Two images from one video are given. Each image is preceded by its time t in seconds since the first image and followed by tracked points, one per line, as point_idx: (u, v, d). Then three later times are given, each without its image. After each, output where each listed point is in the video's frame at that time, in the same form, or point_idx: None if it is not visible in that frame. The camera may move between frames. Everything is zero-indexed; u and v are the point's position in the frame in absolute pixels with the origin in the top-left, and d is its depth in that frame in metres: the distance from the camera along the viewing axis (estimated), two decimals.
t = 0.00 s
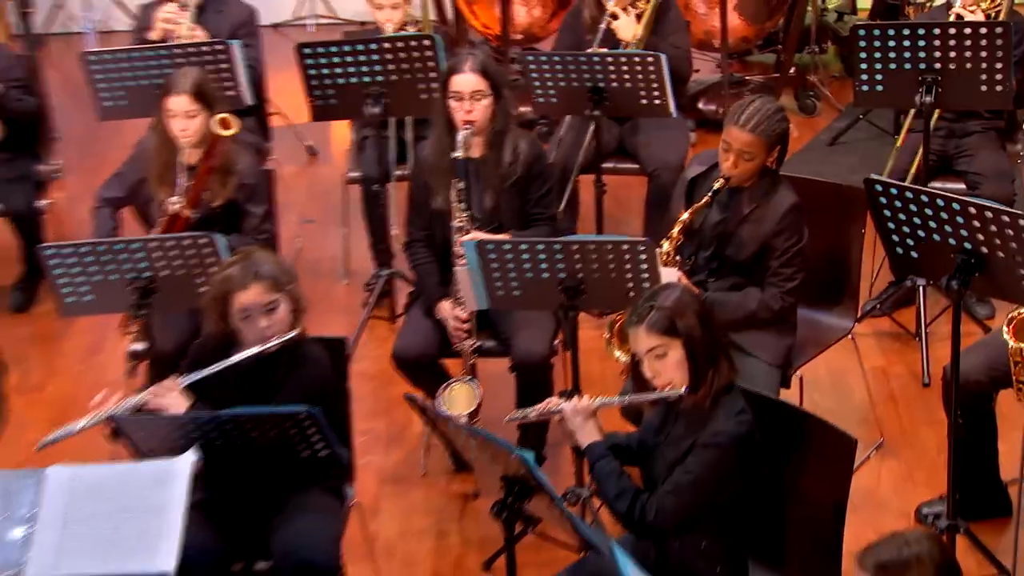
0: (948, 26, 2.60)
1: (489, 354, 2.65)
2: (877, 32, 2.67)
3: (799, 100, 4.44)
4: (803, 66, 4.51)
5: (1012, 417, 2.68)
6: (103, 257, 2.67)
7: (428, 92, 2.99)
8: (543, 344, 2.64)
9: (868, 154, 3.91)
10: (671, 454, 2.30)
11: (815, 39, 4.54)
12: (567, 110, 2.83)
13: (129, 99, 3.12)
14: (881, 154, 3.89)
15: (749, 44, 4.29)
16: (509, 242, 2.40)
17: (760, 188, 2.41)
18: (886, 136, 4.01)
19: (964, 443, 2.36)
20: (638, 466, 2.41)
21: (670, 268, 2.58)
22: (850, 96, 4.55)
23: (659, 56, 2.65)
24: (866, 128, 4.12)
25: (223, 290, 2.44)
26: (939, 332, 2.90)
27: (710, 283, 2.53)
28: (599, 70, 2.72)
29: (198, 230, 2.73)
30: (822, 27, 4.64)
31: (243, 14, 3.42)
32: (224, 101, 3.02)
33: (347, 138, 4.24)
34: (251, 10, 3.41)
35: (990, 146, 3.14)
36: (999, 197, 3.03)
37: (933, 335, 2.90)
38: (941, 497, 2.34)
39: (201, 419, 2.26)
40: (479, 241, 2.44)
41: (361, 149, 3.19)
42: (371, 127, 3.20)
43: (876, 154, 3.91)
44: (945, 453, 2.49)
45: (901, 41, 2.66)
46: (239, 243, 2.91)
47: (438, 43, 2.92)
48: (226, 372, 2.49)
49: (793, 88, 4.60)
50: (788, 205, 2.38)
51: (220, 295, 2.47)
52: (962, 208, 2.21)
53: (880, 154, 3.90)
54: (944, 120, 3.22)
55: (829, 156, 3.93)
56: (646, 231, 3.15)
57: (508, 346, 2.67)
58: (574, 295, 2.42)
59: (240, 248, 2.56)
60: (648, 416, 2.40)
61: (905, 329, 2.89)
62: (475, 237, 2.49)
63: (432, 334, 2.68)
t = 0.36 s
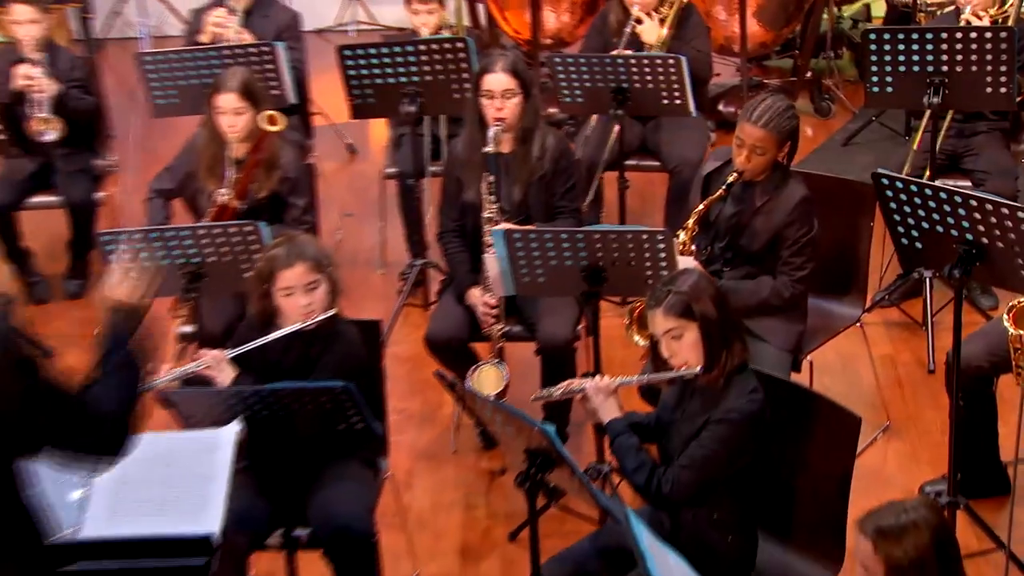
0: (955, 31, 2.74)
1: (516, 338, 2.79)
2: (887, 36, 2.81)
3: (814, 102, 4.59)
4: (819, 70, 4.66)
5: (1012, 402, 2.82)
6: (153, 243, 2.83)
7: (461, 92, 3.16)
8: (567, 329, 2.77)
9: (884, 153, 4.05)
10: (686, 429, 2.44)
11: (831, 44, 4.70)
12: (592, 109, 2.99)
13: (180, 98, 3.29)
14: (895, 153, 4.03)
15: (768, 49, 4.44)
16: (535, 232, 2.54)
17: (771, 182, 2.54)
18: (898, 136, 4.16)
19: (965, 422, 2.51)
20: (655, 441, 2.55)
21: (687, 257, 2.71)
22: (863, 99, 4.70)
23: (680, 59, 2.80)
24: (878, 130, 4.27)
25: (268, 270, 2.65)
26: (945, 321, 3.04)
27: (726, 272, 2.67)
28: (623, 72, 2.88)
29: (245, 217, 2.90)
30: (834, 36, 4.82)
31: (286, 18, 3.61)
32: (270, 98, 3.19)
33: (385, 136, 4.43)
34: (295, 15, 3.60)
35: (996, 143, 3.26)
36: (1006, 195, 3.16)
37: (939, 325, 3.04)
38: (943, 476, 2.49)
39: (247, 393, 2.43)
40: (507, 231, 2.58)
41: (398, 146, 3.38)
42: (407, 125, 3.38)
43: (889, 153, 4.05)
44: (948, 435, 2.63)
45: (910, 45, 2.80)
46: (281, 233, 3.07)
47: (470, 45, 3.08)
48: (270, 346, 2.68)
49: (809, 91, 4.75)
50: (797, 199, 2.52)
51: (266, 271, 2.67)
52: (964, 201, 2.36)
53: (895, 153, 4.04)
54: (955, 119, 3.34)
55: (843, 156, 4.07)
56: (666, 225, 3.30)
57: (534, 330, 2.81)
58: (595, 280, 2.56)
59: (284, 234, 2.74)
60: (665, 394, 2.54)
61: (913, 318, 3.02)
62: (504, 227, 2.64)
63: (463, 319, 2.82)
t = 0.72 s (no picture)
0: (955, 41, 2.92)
1: (541, 326, 2.95)
2: (894, 45, 2.99)
3: (825, 109, 4.80)
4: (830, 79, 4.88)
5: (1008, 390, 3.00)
6: (202, 232, 2.97)
7: (492, 96, 3.34)
8: (588, 318, 2.93)
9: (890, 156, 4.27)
10: (697, 408, 2.61)
11: (843, 56, 4.93)
12: (615, 113, 3.16)
13: (230, 100, 3.52)
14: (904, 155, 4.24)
15: (782, 59, 4.68)
16: (560, 226, 2.70)
17: (782, 180, 2.72)
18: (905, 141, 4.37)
19: (962, 405, 2.70)
20: (666, 423, 2.72)
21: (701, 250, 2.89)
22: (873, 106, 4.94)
23: (697, 65, 2.98)
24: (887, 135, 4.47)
25: (309, 258, 2.79)
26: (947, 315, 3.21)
27: (738, 264, 2.85)
28: (644, 78, 3.06)
29: (290, 210, 3.05)
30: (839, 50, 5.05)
31: (329, 27, 3.83)
32: (314, 101, 3.38)
33: (420, 140, 4.66)
34: (337, 23, 3.82)
35: (992, 143, 3.40)
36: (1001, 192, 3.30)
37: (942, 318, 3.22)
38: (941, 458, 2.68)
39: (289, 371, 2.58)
40: (533, 225, 2.75)
41: (432, 147, 3.59)
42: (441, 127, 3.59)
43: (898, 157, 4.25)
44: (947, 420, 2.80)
45: (916, 53, 2.98)
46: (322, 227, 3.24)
47: (501, 52, 3.25)
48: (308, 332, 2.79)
49: (821, 98, 4.98)
50: (805, 197, 2.68)
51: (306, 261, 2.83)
52: (961, 199, 2.54)
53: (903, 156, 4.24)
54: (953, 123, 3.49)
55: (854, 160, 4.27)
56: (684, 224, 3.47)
57: (558, 319, 2.97)
58: (615, 271, 2.73)
59: (325, 222, 2.91)
60: (679, 376, 2.72)
61: (918, 312, 3.19)
62: (530, 221, 2.79)
63: (491, 308, 2.98)
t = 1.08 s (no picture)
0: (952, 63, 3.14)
1: (562, 326, 3.15)
2: (895, 67, 3.20)
3: (833, 129, 5.12)
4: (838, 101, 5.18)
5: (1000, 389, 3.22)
6: (251, 236, 3.17)
7: (518, 114, 3.56)
8: (607, 319, 3.12)
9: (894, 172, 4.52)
10: (706, 402, 2.81)
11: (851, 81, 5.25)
12: (634, 130, 3.37)
13: (276, 117, 3.76)
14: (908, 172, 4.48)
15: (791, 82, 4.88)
16: (578, 232, 2.90)
17: (783, 190, 2.95)
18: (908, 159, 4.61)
19: (955, 403, 2.92)
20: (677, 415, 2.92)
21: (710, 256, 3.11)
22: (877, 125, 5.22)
23: (710, 86, 3.18)
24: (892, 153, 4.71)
25: (347, 261, 2.99)
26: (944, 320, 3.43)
27: (744, 269, 3.06)
28: (661, 97, 3.27)
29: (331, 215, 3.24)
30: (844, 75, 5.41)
31: (368, 50, 4.10)
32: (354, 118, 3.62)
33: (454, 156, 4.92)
34: (375, 46, 4.09)
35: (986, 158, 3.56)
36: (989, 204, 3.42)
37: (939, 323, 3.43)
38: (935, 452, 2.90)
39: (327, 363, 2.78)
40: (555, 231, 2.94)
41: (463, 162, 3.83)
42: (471, 143, 3.82)
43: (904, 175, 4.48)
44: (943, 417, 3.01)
45: (916, 74, 3.19)
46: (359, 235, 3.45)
47: (527, 73, 3.50)
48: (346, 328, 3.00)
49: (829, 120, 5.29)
50: (805, 205, 2.90)
51: (343, 265, 3.02)
52: (954, 209, 2.75)
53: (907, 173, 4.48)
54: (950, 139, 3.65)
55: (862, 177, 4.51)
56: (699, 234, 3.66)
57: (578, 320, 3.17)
58: (631, 274, 2.93)
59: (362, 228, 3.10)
60: (690, 371, 2.92)
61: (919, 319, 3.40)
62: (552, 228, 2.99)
63: (516, 310, 3.17)
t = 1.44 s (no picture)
0: (943, 94, 3.37)
1: (580, 335, 3.36)
2: (893, 97, 3.44)
3: (837, 156, 5.37)
4: (842, 129, 5.43)
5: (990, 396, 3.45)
6: (293, 253, 3.39)
7: (542, 139, 3.80)
8: (622, 328, 3.33)
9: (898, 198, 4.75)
10: (712, 403, 3.03)
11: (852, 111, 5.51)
12: (649, 154, 3.60)
13: (316, 141, 4.01)
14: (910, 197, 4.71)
15: (799, 111, 5.10)
16: (596, 248, 3.11)
17: (782, 207, 3.26)
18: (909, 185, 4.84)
19: (948, 409, 3.15)
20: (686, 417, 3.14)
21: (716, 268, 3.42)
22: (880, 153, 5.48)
23: (721, 113, 3.39)
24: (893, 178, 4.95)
25: (382, 271, 3.23)
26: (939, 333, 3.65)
27: (748, 281, 3.38)
28: (675, 123, 3.49)
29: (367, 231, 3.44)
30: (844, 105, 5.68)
31: (402, 79, 4.37)
32: (388, 141, 3.88)
33: (482, 178, 5.19)
34: (409, 77, 4.37)
35: (979, 183, 3.77)
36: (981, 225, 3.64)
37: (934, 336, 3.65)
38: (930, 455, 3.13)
39: (361, 367, 2.98)
40: (574, 246, 3.16)
41: (490, 183, 4.08)
42: (497, 166, 4.07)
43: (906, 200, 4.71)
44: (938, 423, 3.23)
45: (912, 104, 3.42)
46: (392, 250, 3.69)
47: (549, 102, 3.74)
48: (380, 332, 3.22)
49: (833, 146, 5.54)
50: (802, 220, 3.22)
51: (378, 276, 3.26)
52: (948, 227, 2.98)
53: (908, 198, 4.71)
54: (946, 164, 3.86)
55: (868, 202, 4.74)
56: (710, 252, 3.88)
57: (595, 329, 3.38)
58: (645, 287, 3.14)
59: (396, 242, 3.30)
60: (697, 375, 3.13)
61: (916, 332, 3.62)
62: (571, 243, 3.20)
63: (537, 320, 3.39)
